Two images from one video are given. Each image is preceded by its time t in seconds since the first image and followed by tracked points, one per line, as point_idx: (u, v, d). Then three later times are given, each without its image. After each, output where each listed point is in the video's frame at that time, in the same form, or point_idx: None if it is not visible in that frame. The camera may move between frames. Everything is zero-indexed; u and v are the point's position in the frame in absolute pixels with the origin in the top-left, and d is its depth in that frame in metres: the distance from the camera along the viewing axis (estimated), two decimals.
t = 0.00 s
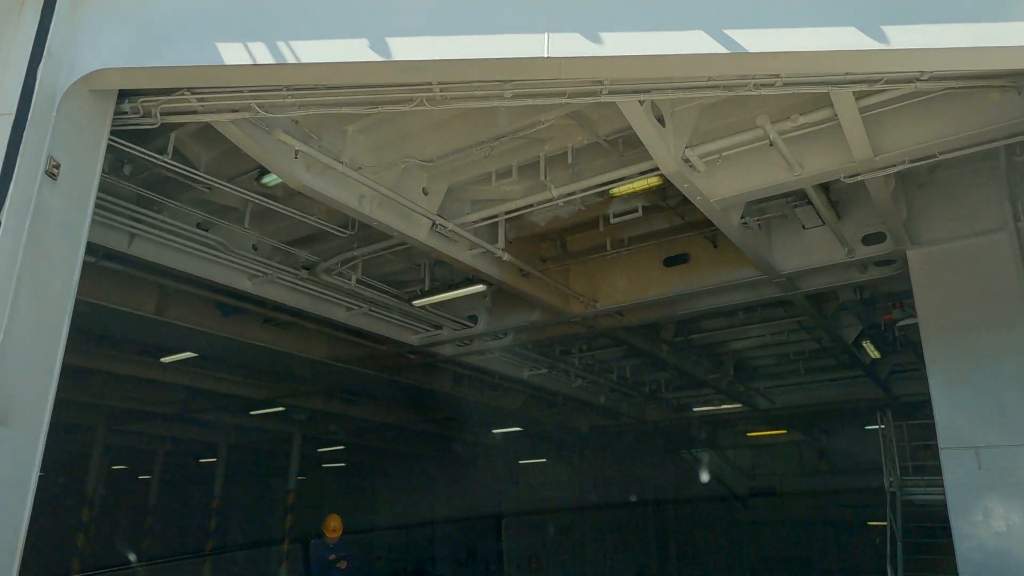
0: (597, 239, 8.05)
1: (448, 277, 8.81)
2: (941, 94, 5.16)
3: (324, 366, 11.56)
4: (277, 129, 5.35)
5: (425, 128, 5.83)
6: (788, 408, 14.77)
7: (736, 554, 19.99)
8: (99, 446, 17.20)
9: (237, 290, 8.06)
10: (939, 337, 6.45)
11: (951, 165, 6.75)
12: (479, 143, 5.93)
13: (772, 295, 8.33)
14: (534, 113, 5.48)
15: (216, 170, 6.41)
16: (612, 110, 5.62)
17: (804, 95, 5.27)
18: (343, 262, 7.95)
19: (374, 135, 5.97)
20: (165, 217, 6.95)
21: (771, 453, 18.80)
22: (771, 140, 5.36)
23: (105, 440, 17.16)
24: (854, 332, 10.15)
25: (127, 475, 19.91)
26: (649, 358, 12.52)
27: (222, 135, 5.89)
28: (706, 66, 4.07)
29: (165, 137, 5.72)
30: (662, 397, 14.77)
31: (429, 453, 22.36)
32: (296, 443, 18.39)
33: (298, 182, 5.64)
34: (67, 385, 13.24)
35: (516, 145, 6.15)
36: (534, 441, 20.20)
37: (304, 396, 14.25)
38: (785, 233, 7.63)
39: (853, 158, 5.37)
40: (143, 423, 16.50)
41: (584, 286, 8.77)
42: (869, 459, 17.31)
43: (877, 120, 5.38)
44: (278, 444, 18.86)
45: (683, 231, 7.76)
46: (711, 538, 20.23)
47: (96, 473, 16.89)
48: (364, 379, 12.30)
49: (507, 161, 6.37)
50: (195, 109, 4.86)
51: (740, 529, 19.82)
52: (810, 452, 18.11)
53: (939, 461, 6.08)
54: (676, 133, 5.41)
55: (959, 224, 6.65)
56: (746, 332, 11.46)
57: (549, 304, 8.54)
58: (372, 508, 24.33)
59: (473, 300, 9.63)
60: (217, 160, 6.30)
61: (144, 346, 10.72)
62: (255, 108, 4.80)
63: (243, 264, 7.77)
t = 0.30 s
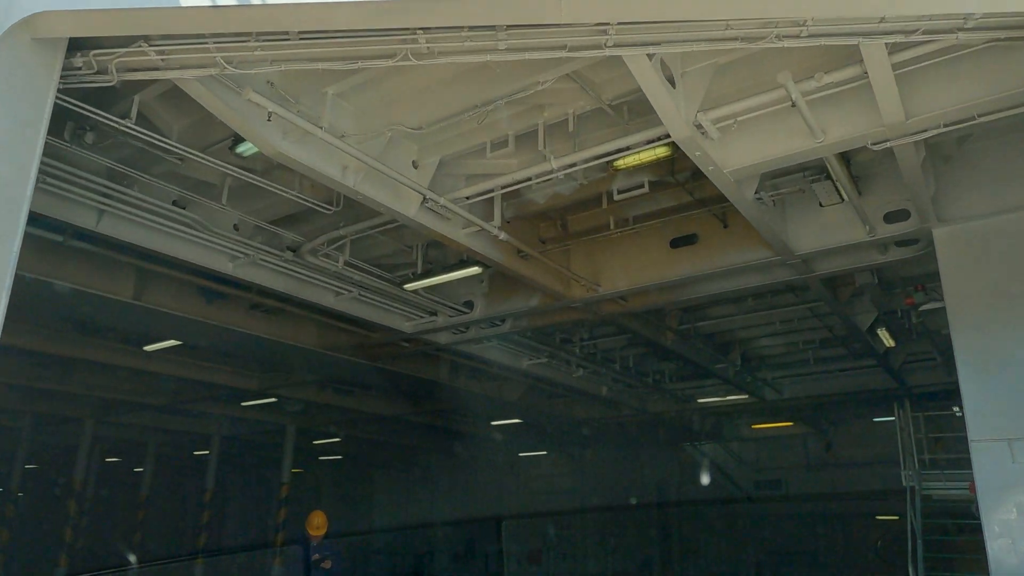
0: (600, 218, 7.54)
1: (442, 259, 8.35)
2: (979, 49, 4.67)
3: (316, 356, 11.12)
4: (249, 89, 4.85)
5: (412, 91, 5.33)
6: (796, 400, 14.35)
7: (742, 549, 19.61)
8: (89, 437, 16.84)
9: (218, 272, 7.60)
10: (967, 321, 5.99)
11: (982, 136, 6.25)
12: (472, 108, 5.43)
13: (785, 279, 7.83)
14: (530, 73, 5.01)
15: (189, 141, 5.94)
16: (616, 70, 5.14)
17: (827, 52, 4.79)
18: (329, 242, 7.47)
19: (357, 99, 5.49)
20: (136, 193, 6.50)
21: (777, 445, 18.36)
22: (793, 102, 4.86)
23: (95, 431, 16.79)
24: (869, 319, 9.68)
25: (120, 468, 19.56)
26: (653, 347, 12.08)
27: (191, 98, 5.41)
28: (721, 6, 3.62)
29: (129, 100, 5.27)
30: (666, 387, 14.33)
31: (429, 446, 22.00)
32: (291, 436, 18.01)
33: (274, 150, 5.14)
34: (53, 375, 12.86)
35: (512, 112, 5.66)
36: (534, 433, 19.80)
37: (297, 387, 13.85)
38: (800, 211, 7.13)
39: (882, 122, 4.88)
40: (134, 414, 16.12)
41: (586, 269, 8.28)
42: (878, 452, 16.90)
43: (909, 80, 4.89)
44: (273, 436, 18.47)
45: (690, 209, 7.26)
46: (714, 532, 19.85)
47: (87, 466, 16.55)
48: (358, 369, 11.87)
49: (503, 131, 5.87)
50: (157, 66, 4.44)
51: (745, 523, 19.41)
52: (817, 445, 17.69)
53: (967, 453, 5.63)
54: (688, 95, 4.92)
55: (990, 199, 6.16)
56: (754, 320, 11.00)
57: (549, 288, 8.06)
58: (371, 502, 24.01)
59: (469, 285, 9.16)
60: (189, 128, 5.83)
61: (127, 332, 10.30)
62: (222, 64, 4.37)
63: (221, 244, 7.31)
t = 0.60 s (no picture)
0: (604, 196, 7.06)
1: (436, 242, 7.89)
2: None
3: (306, 346, 10.67)
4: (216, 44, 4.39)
5: (399, 50, 4.86)
6: (805, 394, 13.91)
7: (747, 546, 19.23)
8: (77, 431, 16.44)
9: (197, 255, 7.13)
10: (1003, 309, 5.54)
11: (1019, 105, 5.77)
12: (464, 69, 4.96)
13: (802, 263, 7.34)
14: (529, 26, 4.54)
15: (159, 110, 5.45)
16: (623, 27, 4.67)
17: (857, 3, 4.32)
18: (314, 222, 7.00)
19: (339, 60, 5.01)
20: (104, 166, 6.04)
21: (783, 440, 17.91)
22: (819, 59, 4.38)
23: (83, 425, 16.39)
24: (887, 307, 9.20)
25: (111, 463, 19.16)
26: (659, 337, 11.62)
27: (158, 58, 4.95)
28: None
29: (88, 59, 4.81)
30: (671, 380, 13.88)
31: (427, 441, 21.61)
32: (285, 431, 17.58)
33: (245, 113, 4.66)
34: (37, 367, 12.45)
35: (510, 75, 5.19)
36: (534, 427, 19.38)
37: (290, 379, 13.43)
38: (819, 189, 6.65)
39: (918, 81, 4.41)
40: (123, 407, 15.71)
41: (589, 253, 7.79)
42: (888, 447, 16.47)
43: (947, 35, 4.43)
44: (267, 431, 18.06)
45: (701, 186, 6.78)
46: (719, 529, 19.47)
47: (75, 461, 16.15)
48: (352, 361, 11.42)
49: (500, 97, 5.39)
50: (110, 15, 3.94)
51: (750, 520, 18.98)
52: (824, 440, 17.25)
53: (1003, 453, 5.19)
54: (703, 53, 4.44)
55: None
56: (765, 309, 10.53)
57: (550, 272, 7.58)
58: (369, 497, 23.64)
59: (465, 271, 8.70)
60: (159, 95, 5.35)
61: (107, 321, 9.85)
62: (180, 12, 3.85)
63: (199, 224, 6.85)
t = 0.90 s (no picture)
0: (607, 174, 6.59)
1: (429, 223, 7.42)
2: None
3: (295, 338, 10.20)
4: None
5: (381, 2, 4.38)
6: (815, 388, 13.43)
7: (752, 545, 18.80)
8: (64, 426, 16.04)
9: (171, 236, 6.64)
10: None
11: None
12: (453, 23, 4.46)
13: (819, 247, 6.84)
14: None
15: (118, 71, 4.99)
16: None
17: None
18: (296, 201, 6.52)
19: (315, 13, 4.52)
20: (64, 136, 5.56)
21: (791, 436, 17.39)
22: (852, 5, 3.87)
23: (70, 419, 15.98)
24: (906, 296, 8.71)
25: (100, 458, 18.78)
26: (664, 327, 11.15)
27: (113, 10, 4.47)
28: None
29: (35, 9, 4.34)
30: (676, 374, 13.40)
31: (426, 436, 21.18)
32: (278, 427, 17.13)
33: (207, 70, 4.17)
34: (19, 359, 12.01)
35: (505, 32, 4.69)
36: (535, 422, 18.93)
37: (282, 373, 12.98)
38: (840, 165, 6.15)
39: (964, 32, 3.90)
40: (110, 401, 15.30)
41: (592, 236, 7.31)
42: (899, 444, 15.99)
43: None
44: (260, 426, 17.62)
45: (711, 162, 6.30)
46: (723, 527, 19.04)
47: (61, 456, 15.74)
48: (344, 354, 10.95)
49: (493, 59, 4.91)
50: None
51: (756, 519, 18.50)
52: (832, 435, 16.79)
53: None
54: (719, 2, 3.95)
55: None
56: (776, 299, 10.05)
57: (551, 256, 7.10)
58: (367, 493, 23.23)
59: (460, 256, 8.23)
60: (118, 55, 4.89)
61: (85, 309, 9.40)
62: None
63: (173, 203, 6.37)
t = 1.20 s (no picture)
0: (612, 148, 6.12)
1: (422, 204, 6.97)
2: None
3: (283, 329, 9.72)
4: None
5: None
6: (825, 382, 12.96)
7: (757, 544, 18.35)
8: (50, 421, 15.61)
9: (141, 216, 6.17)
10: None
11: None
12: None
13: (838, 229, 6.36)
14: None
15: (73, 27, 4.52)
16: None
17: None
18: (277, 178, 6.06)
19: None
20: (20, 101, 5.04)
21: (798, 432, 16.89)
22: None
23: (56, 414, 15.55)
24: (927, 284, 8.23)
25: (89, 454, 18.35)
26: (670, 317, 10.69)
27: None
28: None
29: None
30: (681, 368, 12.92)
31: (425, 432, 20.78)
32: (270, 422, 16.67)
33: (162, 15, 3.68)
34: None
35: None
36: (534, 418, 18.47)
37: (273, 366, 12.53)
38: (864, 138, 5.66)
39: None
40: (96, 396, 14.86)
41: (595, 217, 6.85)
42: (909, 440, 15.53)
43: None
44: (252, 422, 17.17)
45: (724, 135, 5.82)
46: (728, 526, 18.57)
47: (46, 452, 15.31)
48: (335, 346, 10.49)
49: (487, 13, 4.42)
50: None
51: (762, 517, 18.00)
52: (840, 431, 16.34)
53: None
54: None
55: None
56: (787, 287, 9.58)
57: (551, 239, 6.63)
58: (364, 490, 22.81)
59: (455, 241, 7.77)
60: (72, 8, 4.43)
61: (60, 297, 8.94)
62: None
63: (144, 178, 5.89)
